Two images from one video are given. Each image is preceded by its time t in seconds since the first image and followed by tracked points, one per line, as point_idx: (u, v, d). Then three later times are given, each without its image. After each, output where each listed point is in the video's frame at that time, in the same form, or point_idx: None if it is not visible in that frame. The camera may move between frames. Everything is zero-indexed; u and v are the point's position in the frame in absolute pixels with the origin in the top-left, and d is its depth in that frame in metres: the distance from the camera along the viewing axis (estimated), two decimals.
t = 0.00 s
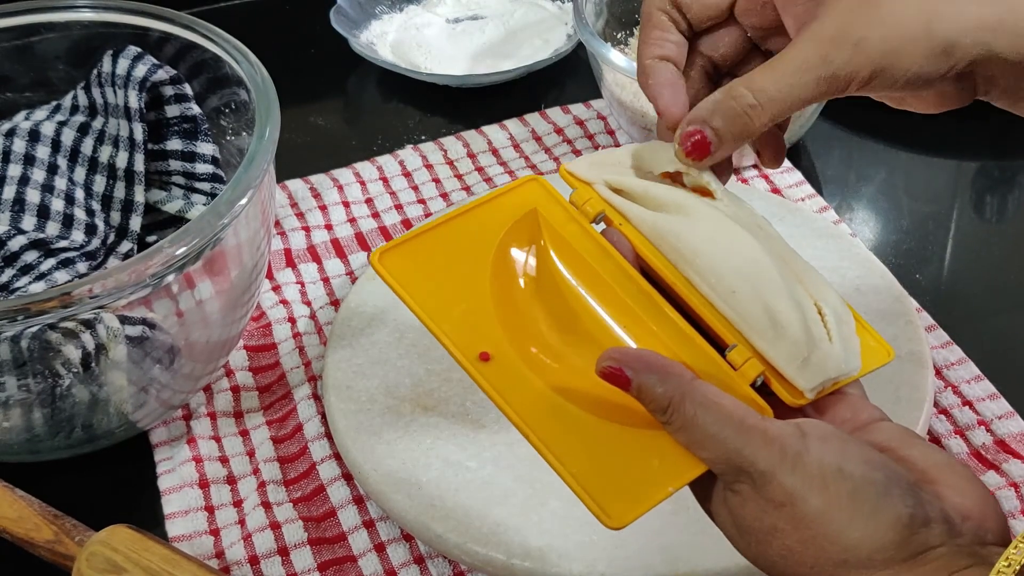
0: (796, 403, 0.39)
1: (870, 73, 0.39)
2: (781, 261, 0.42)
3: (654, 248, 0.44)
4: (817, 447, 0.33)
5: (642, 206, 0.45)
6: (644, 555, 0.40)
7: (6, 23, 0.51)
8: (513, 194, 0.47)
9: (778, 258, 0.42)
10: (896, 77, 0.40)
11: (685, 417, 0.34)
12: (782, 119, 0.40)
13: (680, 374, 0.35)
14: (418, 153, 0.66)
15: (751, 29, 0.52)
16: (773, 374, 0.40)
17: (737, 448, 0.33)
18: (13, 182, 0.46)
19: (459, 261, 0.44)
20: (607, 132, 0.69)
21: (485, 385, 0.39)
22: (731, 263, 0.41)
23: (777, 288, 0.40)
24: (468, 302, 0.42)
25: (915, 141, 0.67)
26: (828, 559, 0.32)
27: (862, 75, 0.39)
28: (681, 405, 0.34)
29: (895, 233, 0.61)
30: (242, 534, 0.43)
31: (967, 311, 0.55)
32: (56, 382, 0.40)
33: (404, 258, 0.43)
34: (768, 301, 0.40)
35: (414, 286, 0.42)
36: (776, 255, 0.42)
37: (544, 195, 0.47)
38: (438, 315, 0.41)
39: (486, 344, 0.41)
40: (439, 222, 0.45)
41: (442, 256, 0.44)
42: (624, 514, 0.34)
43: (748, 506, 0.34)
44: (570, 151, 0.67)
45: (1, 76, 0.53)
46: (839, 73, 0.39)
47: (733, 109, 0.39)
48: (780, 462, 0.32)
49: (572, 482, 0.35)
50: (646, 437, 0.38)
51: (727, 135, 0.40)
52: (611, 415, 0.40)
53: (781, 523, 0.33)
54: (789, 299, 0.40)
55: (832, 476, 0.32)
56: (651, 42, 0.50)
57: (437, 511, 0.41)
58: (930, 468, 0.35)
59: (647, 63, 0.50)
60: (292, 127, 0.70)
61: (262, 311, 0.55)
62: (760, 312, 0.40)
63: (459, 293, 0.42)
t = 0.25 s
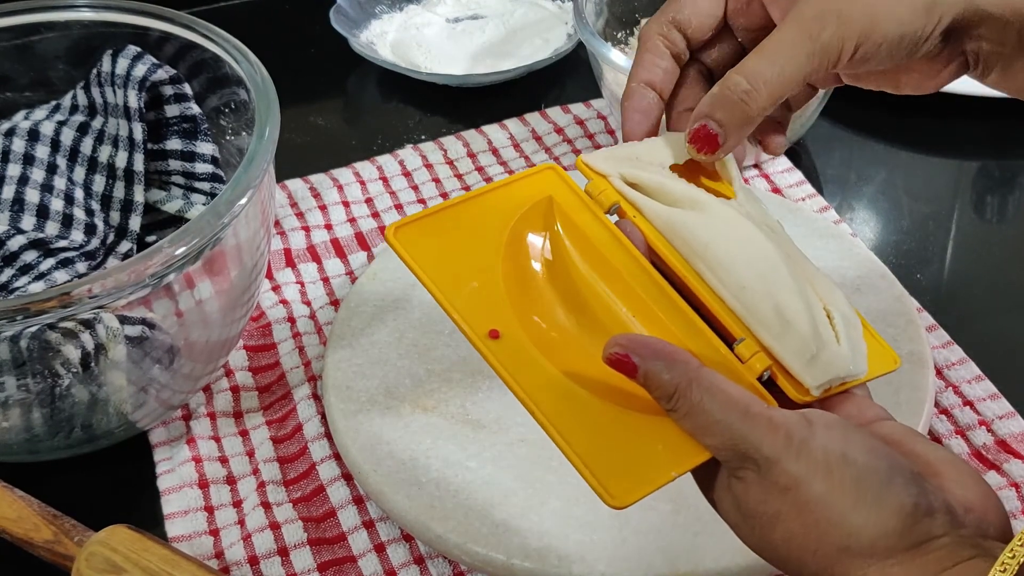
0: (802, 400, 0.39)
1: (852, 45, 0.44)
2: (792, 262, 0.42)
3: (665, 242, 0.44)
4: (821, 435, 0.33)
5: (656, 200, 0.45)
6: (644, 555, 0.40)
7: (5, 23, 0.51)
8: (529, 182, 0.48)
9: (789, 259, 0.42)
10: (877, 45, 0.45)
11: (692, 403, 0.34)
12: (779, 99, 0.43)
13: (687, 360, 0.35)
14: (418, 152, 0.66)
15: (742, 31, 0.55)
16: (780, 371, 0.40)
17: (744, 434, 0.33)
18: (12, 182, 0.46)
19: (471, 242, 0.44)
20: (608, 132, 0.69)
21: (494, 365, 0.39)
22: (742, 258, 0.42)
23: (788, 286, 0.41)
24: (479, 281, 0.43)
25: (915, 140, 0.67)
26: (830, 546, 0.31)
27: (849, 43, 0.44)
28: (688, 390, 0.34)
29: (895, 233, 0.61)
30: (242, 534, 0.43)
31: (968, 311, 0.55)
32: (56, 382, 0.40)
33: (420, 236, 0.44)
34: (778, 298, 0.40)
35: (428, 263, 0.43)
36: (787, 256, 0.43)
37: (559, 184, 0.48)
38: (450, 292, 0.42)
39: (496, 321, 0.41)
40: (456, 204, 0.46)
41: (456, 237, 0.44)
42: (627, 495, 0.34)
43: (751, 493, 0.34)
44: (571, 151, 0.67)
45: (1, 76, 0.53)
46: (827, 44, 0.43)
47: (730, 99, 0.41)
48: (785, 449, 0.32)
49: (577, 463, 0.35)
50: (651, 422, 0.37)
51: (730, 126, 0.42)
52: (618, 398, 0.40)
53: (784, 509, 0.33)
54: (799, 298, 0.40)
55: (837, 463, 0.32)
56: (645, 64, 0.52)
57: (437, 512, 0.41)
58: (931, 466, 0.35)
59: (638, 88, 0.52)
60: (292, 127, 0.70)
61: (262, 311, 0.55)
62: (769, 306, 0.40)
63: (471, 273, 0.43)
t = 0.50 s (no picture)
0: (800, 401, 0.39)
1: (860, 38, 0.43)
2: (789, 268, 0.43)
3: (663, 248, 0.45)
4: (823, 430, 0.33)
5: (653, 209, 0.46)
6: (644, 555, 0.40)
7: (5, 23, 0.51)
8: (529, 187, 0.49)
9: (786, 266, 0.43)
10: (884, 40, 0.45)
11: (692, 402, 0.34)
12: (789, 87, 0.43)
13: (687, 358, 0.35)
14: (418, 153, 0.66)
15: (748, 28, 0.55)
16: (777, 370, 0.40)
17: (744, 429, 0.33)
18: (12, 182, 0.46)
19: (471, 244, 0.45)
20: (608, 132, 0.69)
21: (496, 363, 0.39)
22: (739, 263, 0.42)
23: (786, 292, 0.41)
24: (480, 282, 0.43)
25: (915, 140, 0.67)
26: (832, 540, 0.32)
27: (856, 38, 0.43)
28: (688, 388, 0.34)
29: (895, 233, 0.61)
30: (242, 534, 0.43)
31: (967, 311, 0.55)
32: (56, 382, 0.40)
33: (421, 240, 0.44)
34: (775, 302, 0.41)
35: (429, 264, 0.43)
36: (784, 263, 0.43)
37: (561, 188, 0.49)
38: (451, 292, 0.42)
39: (497, 320, 0.41)
40: (456, 207, 0.46)
41: (457, 239, 0.45)
42: (628, 489, 0.34)
43: (753, 487, 0.34)
44: (570, 151, 0.67)
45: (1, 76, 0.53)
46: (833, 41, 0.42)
47: (731, 91, 0.42)
48: (786, 443, 0.32)
49: (580, 457, 0.36)
50: (653, 418, 0.38)
51: (734, 117, 0.43)
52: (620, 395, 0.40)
53: (786, 503, 0.32)
54: (796, 303, 0.41)
55: (838, 456, 0.32)
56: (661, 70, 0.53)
57: (437, 512, 0.41)
58: (929, 465, 0.35)
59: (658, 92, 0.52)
60: (292, 127, 0.70)
61: (262, 312, 0.55)
62: (767, 310, 0.41)
63: (471, 273, 0.43)
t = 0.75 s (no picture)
0: (813, 405, 0.38)
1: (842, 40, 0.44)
2: (807, 277, 0.43)
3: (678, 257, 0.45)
4: (834, 428, 0.33)
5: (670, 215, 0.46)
6: (644, 555, 0.40)
7: (5, 23, 0.51)
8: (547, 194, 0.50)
9: (804, 274, 0.43)
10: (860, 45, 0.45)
11: (705, 399, 0.34)
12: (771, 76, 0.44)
13: (702, 358, 0.35)
14: (418, 153, 0.66)
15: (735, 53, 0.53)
16: (792, 374, 0.40)
17: (756, 426, 0.33)
18: (13, 182, 0.46)
19: (487, 247, 0.46)
20: (608, 132, 0.69)
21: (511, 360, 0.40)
22: (754, 271, 0.43)
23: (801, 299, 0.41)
24: (495, 283, 0.44)
25: (915, 141, 0.67)
26: (841, 537, 0.31)
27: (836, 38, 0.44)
28: (702, 386, 0.34)
29: (895, 233, 0.61)
30: (242, 534, 0.43)
31: (968, 311, 0.55)
32: (57, 382, 0.40)
33: (438, 242, 0.45)
34: (791, 308, 0.41)
35: (447, 266, 0.44)
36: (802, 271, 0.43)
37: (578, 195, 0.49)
38: (466, 292, 0.43)
39: (511, 320, 0.42)
40: (475, 212, 0.47)
41: (473, 242, 0.46)
42: (639, 484, 0.34)
43: (764, 485, 0.33)
44: (571, 151, 0.67)
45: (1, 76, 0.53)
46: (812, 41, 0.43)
47: (714, 77, 0.44)
48: (798, 440, 0.32)
49: (591, 451, 0.36)
50: (666, 416, 0.38)
51: (715, 102, 0.44)
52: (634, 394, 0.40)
53: (796, 499, 0.32)
54: (813, 311, 0.41)
55: (848, 454, 0.32)
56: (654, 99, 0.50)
57: (437, 511, 0.41)
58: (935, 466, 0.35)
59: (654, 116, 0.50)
60: (293, 127, 0.70)
61: (262, 312, 0.55)
62: (782, 315, 0.41)
63: (486, 276, 0.44)
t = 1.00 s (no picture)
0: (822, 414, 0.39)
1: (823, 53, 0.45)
2: (816, 294, 0.43)
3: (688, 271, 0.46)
4: (842, 433, 0.33)
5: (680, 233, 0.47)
6: (644, 555, 0.40)
7: (5, 23, 0.51)
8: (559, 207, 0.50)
9: (814, 291, 0.43)
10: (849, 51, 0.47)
11: (714, 405, 0.34)
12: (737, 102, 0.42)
13: (711, 364, 0.35)
14: (418, 153, 0.66)
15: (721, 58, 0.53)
16: (799, 384, 0.40)
17: (765, 430, 0.33)
18: (13, 182, 0.46)
19: (499, 255, 0.46)
20: (608, 132, 0.69)
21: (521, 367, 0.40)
22: (763, 286, 0.43)
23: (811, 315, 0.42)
24: (506, 291, 0.44)
25: (915, 141, 0.67)
26: (847, 541, 0.31)
27: (826, 46, 0.45)
28: (712, 392, 0.34)
29: (895, 234, 0.61)
30: (242, 534, 0.43)
31: (967, 311, 0.55)
32: (57, 382, 0.40)
33: (450, 252, 0.45)
34: (800, 321, 0.41)
35: (459, 273, 0.44)
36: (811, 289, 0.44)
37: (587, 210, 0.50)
38: (478, 298, 0.43)
39: (522, 327, 0.43)
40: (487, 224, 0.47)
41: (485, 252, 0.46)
42: (648, 488, 0.34)
43: (772, 490, 0.33)
44: (570, 151, 0.67)
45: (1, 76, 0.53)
46: (806, 47, 0.44)
47: (707, 74, 0.41)
48: (806, 444, 0.32)
49: (601, 456, 0.36)
50: (676, 423, 0.38)
51: (702, 99, 0.41)
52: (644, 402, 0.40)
53: (803, 503, 0.32)
54: (822, 325, 0.41)
55: (856, 459, 0.32)
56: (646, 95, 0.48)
57: (436, 511, 0.41)
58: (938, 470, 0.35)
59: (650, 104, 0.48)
60: (293, 127, 0.70)
61: (262, 311, 0.55)
62: (791, 328, 0.41)
63: (498, 283, 0.45)
